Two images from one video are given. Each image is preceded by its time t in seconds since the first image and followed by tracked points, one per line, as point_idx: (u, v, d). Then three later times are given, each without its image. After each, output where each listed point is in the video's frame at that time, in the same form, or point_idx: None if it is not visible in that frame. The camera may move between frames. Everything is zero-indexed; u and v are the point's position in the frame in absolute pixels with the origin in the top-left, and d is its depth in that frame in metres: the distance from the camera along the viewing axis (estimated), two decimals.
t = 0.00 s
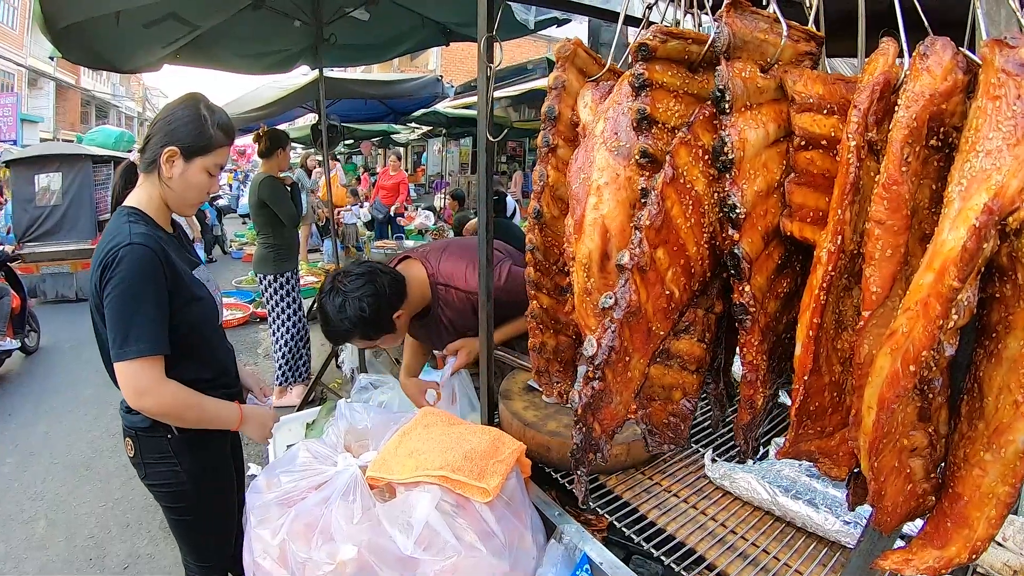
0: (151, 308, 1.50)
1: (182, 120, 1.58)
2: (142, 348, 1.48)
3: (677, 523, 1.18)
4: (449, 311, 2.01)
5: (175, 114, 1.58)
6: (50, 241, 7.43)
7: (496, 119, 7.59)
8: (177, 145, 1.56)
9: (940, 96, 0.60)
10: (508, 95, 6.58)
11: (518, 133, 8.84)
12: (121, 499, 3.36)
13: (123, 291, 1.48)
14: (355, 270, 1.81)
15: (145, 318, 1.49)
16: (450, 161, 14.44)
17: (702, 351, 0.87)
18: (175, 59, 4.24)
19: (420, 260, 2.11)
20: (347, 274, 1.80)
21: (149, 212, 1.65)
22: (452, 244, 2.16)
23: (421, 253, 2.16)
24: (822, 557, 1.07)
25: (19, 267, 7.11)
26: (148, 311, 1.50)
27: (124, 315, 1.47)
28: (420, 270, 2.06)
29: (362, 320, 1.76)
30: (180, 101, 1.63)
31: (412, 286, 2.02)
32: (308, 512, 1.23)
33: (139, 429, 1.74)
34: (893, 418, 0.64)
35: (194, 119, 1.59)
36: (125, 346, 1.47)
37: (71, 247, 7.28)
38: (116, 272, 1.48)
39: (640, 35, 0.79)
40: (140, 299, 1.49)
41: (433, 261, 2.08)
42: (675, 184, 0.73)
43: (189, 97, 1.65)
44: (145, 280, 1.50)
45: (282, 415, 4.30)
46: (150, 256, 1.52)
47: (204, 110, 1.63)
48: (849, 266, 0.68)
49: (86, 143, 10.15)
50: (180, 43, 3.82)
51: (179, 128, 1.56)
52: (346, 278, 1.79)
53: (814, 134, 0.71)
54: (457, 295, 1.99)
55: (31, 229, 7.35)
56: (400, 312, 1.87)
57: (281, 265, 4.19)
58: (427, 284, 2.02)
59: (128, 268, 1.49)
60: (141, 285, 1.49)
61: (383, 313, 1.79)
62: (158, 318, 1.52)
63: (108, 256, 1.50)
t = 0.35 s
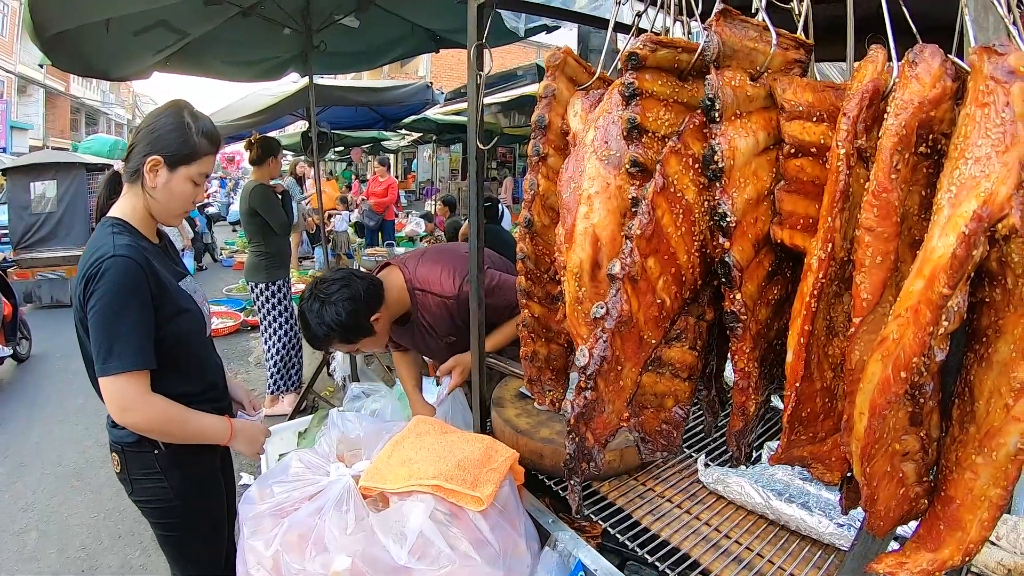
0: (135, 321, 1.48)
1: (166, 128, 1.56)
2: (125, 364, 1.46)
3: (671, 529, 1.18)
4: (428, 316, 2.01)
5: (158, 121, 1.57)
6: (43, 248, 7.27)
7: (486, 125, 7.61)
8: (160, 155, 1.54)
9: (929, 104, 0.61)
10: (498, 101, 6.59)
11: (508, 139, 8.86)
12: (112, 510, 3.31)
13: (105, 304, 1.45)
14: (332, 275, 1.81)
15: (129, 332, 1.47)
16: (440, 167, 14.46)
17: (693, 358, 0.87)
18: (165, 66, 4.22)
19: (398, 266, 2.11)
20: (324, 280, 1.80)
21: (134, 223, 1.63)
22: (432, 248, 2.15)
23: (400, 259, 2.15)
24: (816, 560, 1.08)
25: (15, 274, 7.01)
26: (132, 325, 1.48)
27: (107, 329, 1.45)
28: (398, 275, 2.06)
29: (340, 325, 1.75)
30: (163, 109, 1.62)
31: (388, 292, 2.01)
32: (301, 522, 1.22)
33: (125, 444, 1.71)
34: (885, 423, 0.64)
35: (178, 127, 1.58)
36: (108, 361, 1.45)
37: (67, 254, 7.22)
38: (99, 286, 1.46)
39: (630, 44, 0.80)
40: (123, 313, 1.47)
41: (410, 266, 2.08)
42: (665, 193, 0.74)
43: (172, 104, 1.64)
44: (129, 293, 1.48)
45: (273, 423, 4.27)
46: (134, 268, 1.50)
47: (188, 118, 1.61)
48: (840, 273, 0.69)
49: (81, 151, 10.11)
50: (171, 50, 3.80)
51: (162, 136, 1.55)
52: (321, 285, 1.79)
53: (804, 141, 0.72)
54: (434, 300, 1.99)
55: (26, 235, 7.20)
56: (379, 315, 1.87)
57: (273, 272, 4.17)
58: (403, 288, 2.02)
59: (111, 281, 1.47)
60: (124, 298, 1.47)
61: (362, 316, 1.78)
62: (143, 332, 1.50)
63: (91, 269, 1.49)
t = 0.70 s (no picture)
0: (106, 332, 1.45)
1: (144, 133, 1.54)
2: (95, 378, 1.43)
3: (657, 528, 1.18)
4: (418, 315, 2.01)
5: (136, 126, 1.55)
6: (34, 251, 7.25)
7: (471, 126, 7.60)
8: (137, 160, 1.51)
9: (905, 104, 0.61)
10: (483, 103, 6.59)
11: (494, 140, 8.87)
12: (98, 517, 3.26)
13: (76, 315, 1.43)
14: (322, 275, 1.80)
15: (99, 345, 1.44)
16: (427, 169, 14.45)
17: (674, 359, 0.87)
18: (149, 68, 4.17)
19: (390, 263, 2.10)
20: (310, 282, 1.78)
21: (108, 231, 1.60)
22: (421, 249, 2.16)
23: (389, 258, 2.15)
24: (802, 557, 1.08)
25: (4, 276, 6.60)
26: (103, 336, 1.45)
27: (77, 341, 1.43)
28: (388, 274, 2.05)
29: (332, 325, 1.73)
30: (141, 113, 1.59)
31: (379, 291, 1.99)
32: (286, 526, 1.21)
33: (97, 465, 1.68)
34: (864, 422, 0.64)
35: (157, 132, 1.56)
36: (78, 376, 1.42)
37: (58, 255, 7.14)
38: (69, 296, 1.43)
39: (609, 47, 0.80)
40: (93, 325, 1.44)
41: (400, 264, 2.08)
42: (643, 194, 0.74)
43: (151, 108, 1.62)
44: (100, 303, 1.45)
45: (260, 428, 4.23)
46: (105, 278, 1.47)
47: (167, 123, 1.59)
48: (817, 273, 0.69)
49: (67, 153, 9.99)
50: (155, 52, 3.75)
51: (140, 141, 1.53)
52: (309, 287, 1.77)
53: (781, 142, 0.72)
54: (425, 300, 1.99)
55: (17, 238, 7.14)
56: (372, 311, 1.86)
57: (259, 275, 4.13)
58: (393, 287, 2.01)
59: (81, 291, 1.44)
60: (95, 308, 1.44)
61: (354, 314, 1.77)
62: (115, 344, 1.47)
63: (62, 278, 1.46)
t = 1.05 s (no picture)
0: (71, 346, 1.43)
1: (111, 134, 1.53)
2: (63, 394, 1.41)
3: (646, 525, 1.19)
4: (414, 317, 2.01)
5: (103, 127, 1.54)
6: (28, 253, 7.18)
7: (462, 125, 7.60)
8: (104, 162, 1.50)
9: (887, 103, 0.62)
10: (474, 102, 6.59)
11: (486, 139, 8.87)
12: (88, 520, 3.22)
13: (40, 329, 1.41)
14: (317, 280, 1.79)
15: (67, 358, 1.42)
16: (417, 168, 14.41)
17: (658, 357, 0.87)
18: (137, 68, 4.13)
19: (386, 264, 2.09)
20: (306, 287, 1.77)
21: (78, 238, 1.59)
22: (417, 250, 2.15)
23: (386, 258, 2.14)
24: (791, 553, 1.09)
25: None
26: (70, 350, 1.43)
27: (43, 356, 1.41)
28: (385, 276, 2.04)
29: (326, 331, 1.72)
30: (109, 114, 1.59)
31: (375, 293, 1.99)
32: (275, 527, 1.20)
33: (80, 480, 1.67)
34: (846, 419, 0.65)
35: (124, 133, 1.55)
36: (46, 392, 1.41)
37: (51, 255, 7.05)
38: (34, 309, 1.42)
39: (592, 46, 0.80)
40: (61, 337, 1.42)
41: (398, 266, 2.07)
42: (626, 193, 0.74)
43: (119, 108, 1.61)
44: (65, 316, 1.43)
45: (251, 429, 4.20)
46: (70, 289, 1.45)
47: (134, 123, 1.58)
48: (801, 271, 0.69)
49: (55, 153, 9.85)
50: (142, 52, 3.72)
51: (107, 142, 1.52)
52: (305, 291, 1.75)
53: (764, 141, 0.72)
54: (422, 302, 1.99)
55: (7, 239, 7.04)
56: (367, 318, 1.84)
57: (248, 275, 4.09)
58: (390, 290, 2.00)
59: (45, 303, 1.42)
60: (60, 322, 1.42)
61: (349, 321, 1.76)
62: (81, 358, 1.45)
63: (27, 290, 1.44)
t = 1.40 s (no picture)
0: (82, 351, 1.43)
1: (112, 132, 1.52)
2: (76, 402, 1.41)
3: (645, 522, 1.19)
4: (416, 316, 2.01)
5: (104, 125, 1.53)
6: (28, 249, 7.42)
7: (462, 122, 7.59)
8: (106, 162, 1.49)
9: (885, 98, 0.62)
10: (474, 99, 6.59)
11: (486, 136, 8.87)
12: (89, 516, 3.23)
13: (50, 336, 1.40)
14: (317, 284, 1.79)
15: (77, 364, 1.42)
16: (417, 165, 14.41)
17: (656, 353, 0.87)
18: (137, 65, 4.13)
19: (386, 265, 2.08)
20: (310, 289, 1.78)
21: (77, 238, 1.59)
22: (416, 249, 2.14)
23: (385, 260, 2.13)
24: (790, 551, 1.09)
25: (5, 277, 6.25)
26: (80, 356, 1.43)
27: (54, 363, 1.40)
28: (385, 276, 2.03)
29: (327, 335, 1.72)
30: (109, 110, 1.58)
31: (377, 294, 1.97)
32: (274, 523, 1.20)
33: (79, 482, 1.66)
34: (844, 416, 0.65)
35: (126, 130, 1.54)
36: (58, 400, 1.41)
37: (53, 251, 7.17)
38: (42, 315, 1.40)
39: (589, 42, 0.79)
40: (71, 343, 1.42)
41: (398, 266, 2.06)
42: (623, 189, 0.74)
43: (120, 104, 1.60)
44: (75, 321, 1.43)
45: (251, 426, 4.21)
46: (79, 293, 1.44)
47: (136, 121, 1.57)
48: (799, 268, 0.69)
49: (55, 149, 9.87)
50: (142, 49, 3.72)
51: (109, 141, 1.51)
52: (309, 293, 1.76)
53: (762, 137, 0.72)
54: (424, 301, 1.99)
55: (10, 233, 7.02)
56: (367, 322, 1.84)
57: (249, 272, 4.09)
58: (391, 290, 1.99)
59: (54, 308, 1.40)
60: (70, 327, 1.42)
61: (350, 325, 1.75)
62: (91, 363, 1.45)
63: (33, 295, 1.42)
